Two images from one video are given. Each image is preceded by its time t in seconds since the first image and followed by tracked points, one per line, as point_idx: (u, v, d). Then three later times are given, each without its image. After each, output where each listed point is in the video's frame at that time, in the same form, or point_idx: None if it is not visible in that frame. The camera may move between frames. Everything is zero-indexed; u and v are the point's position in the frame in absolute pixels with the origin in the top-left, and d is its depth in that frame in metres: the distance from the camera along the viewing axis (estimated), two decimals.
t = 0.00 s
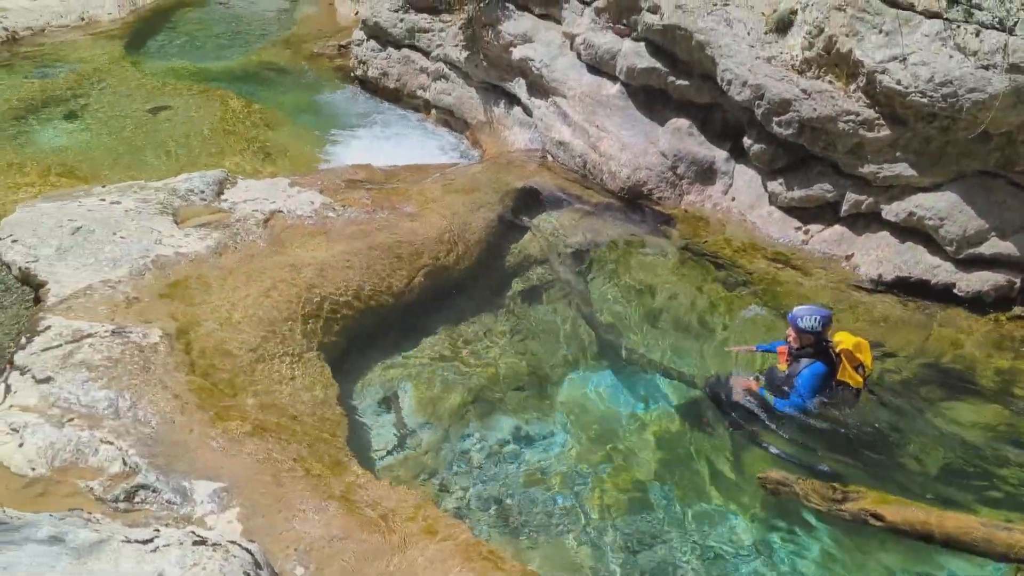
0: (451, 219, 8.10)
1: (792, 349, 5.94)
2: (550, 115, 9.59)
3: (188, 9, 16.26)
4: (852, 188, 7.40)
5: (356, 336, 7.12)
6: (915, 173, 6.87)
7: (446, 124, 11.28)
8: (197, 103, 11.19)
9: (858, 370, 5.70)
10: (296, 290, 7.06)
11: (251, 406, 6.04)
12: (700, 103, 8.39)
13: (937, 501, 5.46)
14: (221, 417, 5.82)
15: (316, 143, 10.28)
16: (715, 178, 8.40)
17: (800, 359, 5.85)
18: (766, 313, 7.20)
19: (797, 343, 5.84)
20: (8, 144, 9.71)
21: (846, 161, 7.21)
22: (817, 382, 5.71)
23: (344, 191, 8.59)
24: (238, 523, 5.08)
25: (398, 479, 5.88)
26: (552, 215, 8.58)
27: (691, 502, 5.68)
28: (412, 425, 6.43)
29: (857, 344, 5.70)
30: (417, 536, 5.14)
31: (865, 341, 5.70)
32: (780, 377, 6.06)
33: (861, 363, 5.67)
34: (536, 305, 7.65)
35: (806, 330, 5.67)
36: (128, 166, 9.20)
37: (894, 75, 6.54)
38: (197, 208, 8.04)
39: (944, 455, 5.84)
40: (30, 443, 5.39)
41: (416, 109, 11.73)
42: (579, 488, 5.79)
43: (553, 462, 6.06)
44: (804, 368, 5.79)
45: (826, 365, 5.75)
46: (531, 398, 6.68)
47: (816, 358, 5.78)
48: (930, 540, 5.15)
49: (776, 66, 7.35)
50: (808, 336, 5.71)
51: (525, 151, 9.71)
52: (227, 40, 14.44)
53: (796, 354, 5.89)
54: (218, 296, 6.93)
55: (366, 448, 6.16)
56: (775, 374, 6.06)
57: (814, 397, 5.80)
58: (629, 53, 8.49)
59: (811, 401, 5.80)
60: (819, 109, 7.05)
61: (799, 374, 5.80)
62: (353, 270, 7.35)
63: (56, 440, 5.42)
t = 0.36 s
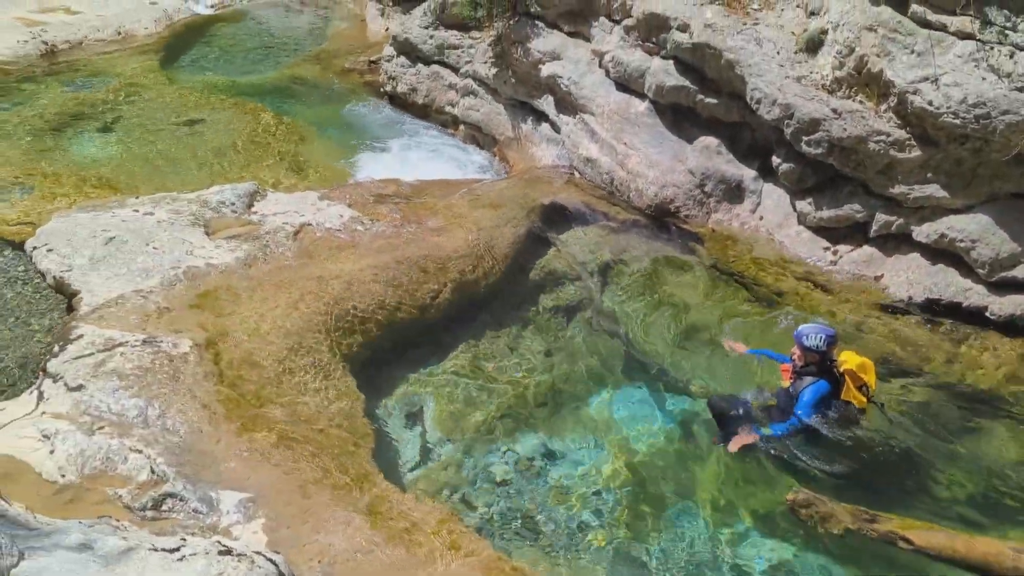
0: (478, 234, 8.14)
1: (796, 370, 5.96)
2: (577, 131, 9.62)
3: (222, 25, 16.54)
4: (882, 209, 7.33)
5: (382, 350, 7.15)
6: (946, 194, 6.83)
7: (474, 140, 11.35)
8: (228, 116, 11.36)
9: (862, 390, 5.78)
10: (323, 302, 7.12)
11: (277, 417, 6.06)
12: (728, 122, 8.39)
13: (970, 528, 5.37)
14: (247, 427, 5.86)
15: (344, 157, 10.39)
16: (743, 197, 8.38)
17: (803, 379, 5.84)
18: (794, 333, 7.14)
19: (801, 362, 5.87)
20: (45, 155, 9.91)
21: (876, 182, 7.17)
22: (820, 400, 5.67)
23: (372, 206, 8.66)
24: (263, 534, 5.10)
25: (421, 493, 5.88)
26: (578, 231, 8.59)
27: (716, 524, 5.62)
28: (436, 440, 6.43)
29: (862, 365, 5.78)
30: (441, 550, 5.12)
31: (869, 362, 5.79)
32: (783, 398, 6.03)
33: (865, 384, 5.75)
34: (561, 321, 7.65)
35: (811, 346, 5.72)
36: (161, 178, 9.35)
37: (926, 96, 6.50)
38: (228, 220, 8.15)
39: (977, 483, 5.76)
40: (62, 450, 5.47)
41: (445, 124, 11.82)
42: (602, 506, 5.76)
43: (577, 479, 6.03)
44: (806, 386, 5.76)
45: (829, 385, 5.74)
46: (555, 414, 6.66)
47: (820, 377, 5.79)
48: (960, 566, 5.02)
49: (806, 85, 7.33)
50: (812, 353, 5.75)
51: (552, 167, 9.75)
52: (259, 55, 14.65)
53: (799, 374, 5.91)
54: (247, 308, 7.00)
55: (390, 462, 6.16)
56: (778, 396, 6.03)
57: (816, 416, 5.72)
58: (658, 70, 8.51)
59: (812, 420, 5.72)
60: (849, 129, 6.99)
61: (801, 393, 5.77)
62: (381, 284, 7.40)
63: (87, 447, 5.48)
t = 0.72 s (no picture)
0: (498, 243, 8.16)
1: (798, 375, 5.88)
2: (599, 141, 9.63)
3: (247, 34, 16.72)
4: (908, 220, 7.28)
5: (403, 357, 7.16)
6: (973, 207, 6.77)
7: (495, 148, 11.39)
8: (252, 124, 11.48)
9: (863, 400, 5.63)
10: (344, 310, 7.16)
11: (298, 423, 6.09)
12: (751, 132, 8.37)
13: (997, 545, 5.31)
14: (269, 433, 5.90)
15: (366, 165, 10.45)
16: (765, 208, 8.36)
17: (804, 385, 5.77)
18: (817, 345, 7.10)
19: (802, 368, 5.78)
20: (72, 162, 10.05)
21: (901, 193, 7.14)
22: (820, 408, 5.62)
23: (394, 214, 8.70)
24: (285, 540, 5.10)
25: (441, 501, 5.87)
26: (599, 240, 8.60)
27: (738, 536, 5.57)
28: (455, 448, 6.41)
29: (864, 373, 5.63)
30: (461, 559, 5.11)
31: (871, 370, 5.62)
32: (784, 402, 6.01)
33: (867, 392, 5.60)
34: (582, 330, 7.64)
35: (811, 353, 5.62)
36: (186, 185, 9.45)
37: (952, 107, 6.44)
38: (251, 227, 8.22)
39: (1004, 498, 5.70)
40: (87, 453, 5.53)
41: (466, 133, 11.87)
42: (622, 517, 5.73)
43: (597, 489, 6.00)
44: (807, 394, 5.71)
45: (830, 392, 5.68)
46: (576, 424, 6.65)
47: (821, 384, 5.71)
48: None
49: (831, 96, 7.32)
50: (812, 361, 5.65)
51: (574, 176, 9.77)
52: (283, 63, 14.79)
53: (801, 380, 5.83)
54: (269, 314, 7.06)
55: (410, 469, 6.15)
56: (779, 399, 5.98)
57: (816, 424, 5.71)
58: (681, 80, 8.49)
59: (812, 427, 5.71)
60: (874, 139, 6.95)
61: (803, 399, 5.72)
62: (402, 291, 7.43)
63: (111, 450, 5.54)
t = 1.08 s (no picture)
0: (521, 248, 8.17)
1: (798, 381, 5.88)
2: (623, 147, 9.63)
3: (273, 40, 16.89)
4: (935, 228, 7.22)
5: (425, 361, 7.18)
6: (1003, 215, 6.72)
7: (518, 154, 11.41)
8: (276, 129, 11.58)
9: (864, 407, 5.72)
10: (367, 313, 7.20)
11: (321, 426, 6.12)
12: (777, 138, 8.33)
13: None
14: (293, 436, 5.93)
15: (389, 170, 10.51)
16: (790, 215, 8.31)
17: (804, 391, 5.76)
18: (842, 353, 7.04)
19: (803, 374, 5.78)
20: (101, 165, 10.19)
21: (929, 201, 7.06)
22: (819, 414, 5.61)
23: (417, 218, 8.74)
24: (308, 543, 5.11)
25: (462, 505, 5.86)
26: (622, 246, 8.59)
27: (761, 546, 5.52)
28: (476, 452, 6.40)
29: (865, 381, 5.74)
30: (482, 564, 5.10)
31: (872, 378, 5.73)
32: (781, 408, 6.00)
33: (867, 399, 5.70)
34: (604, 335, 7.62)
35: (813, 360, 5.62)
36: (212, 189, 9.55)
37: (982, 114, 6.37)
38: (277, 231, 8.30)
39: None
40: (114, 453, 5.59)
41: (489, 138, 11.90)
42: (644, 525, 5.69)
43: (618, 497, 5.97)
44: (806, 399, 5.69)
45: (830, 399, 5.67)
46: (598, 430, 6.62)
47: (821, 390, 5.71)
48: None
49: (857, 102, 7.26)
50: (814, 367, 5.65)
51: (597, 182, 9.77)
52: (308, 69, 14.92)
53: (801, 386, 5.83)
54: (294, 317, 7.11)
55: (431, 472, 6.14)
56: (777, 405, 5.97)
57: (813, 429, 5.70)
58: (705, 86, 8.46)
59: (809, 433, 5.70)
60: (902, 146, 6.87)
61: (801, 406, 5.70)
62: (424, 296, 7.45)
63: (138, 451, 5.60)
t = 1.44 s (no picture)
0: (546, 254, 8.17)
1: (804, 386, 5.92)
2: (649, 153, 9.60)
3: (302, 46, 17.06)
4: (967, 236, 7.11)
5: (449, 366, 7.19)
6: None
7: (544, 160, 11.42)
8: (304, 134, 11.69)
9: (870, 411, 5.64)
10: (392, 318, 7.23)
11: (346, 430, 6.15)
12: (806, 145, 8.30)
13: None
14: (318, 439, 5.96)
15: (415, 175, 10.57)
16: (818, 223, 8.24)
17: (810, 395, 5.79)
18: (871, 362, 6.96)
19: (807, 379, 5.83)
20: (133, 169, 10.35)
21: (960, 209, 6.96)
22: (824, 418, 5.62)
23: (443, 224, 8.77)
24: (332, 545, 5.11)
25: (486, 510, 5.84)
26: (648, 253, 8.56)
27: (788, 556, 5.44)
28: (499, 458, 6.38)
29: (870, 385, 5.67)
30: (506, 569, 5.06)
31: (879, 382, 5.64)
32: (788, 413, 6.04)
33: (872, 403, 5.62)
34: (629, 342, 7.59)
35: (816, 363, 5.66)
36: (241, 193, 9.67)
37: (1015, 122, 6.26)
38: (304, 236, 8.37)
39: None
40: (142, 454, 5.66)
41: (516, 144, 11.92)
42: (669, 534, 5.64)
43: (643, 505, 5.91)
44: (811, 403, 5.72)
45: (835, 403, 5.68)
46: (622, 438, 6.57)
47: (826, 394, 5.73)
48: None
49: (888, 109, 7.17)
50: (817, 371, 5.69)
51: (623, 188, 9.75)
52: (336, 74, 15.05)
53: (807, 390, 5.87)
54: (320, 321, 7.16)
55: (455, 478, 6.14)
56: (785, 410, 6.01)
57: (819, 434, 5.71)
58: (732, 93, 8.40)
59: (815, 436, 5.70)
60: (933, 154, 6.76)
61: (807, 409, 5.73)
62: (449, 301, 7.47)
63: (166, 452, 5.66)
